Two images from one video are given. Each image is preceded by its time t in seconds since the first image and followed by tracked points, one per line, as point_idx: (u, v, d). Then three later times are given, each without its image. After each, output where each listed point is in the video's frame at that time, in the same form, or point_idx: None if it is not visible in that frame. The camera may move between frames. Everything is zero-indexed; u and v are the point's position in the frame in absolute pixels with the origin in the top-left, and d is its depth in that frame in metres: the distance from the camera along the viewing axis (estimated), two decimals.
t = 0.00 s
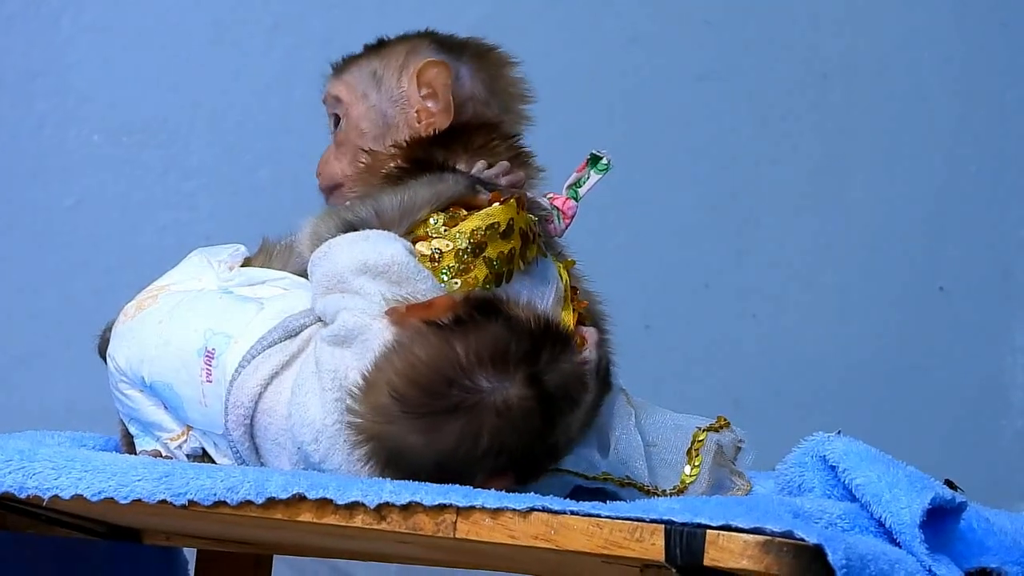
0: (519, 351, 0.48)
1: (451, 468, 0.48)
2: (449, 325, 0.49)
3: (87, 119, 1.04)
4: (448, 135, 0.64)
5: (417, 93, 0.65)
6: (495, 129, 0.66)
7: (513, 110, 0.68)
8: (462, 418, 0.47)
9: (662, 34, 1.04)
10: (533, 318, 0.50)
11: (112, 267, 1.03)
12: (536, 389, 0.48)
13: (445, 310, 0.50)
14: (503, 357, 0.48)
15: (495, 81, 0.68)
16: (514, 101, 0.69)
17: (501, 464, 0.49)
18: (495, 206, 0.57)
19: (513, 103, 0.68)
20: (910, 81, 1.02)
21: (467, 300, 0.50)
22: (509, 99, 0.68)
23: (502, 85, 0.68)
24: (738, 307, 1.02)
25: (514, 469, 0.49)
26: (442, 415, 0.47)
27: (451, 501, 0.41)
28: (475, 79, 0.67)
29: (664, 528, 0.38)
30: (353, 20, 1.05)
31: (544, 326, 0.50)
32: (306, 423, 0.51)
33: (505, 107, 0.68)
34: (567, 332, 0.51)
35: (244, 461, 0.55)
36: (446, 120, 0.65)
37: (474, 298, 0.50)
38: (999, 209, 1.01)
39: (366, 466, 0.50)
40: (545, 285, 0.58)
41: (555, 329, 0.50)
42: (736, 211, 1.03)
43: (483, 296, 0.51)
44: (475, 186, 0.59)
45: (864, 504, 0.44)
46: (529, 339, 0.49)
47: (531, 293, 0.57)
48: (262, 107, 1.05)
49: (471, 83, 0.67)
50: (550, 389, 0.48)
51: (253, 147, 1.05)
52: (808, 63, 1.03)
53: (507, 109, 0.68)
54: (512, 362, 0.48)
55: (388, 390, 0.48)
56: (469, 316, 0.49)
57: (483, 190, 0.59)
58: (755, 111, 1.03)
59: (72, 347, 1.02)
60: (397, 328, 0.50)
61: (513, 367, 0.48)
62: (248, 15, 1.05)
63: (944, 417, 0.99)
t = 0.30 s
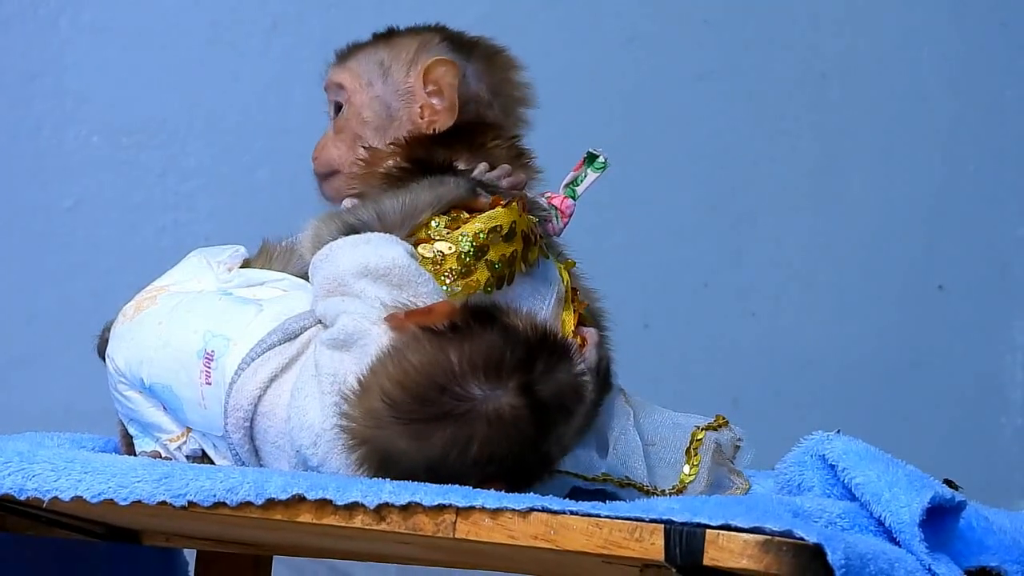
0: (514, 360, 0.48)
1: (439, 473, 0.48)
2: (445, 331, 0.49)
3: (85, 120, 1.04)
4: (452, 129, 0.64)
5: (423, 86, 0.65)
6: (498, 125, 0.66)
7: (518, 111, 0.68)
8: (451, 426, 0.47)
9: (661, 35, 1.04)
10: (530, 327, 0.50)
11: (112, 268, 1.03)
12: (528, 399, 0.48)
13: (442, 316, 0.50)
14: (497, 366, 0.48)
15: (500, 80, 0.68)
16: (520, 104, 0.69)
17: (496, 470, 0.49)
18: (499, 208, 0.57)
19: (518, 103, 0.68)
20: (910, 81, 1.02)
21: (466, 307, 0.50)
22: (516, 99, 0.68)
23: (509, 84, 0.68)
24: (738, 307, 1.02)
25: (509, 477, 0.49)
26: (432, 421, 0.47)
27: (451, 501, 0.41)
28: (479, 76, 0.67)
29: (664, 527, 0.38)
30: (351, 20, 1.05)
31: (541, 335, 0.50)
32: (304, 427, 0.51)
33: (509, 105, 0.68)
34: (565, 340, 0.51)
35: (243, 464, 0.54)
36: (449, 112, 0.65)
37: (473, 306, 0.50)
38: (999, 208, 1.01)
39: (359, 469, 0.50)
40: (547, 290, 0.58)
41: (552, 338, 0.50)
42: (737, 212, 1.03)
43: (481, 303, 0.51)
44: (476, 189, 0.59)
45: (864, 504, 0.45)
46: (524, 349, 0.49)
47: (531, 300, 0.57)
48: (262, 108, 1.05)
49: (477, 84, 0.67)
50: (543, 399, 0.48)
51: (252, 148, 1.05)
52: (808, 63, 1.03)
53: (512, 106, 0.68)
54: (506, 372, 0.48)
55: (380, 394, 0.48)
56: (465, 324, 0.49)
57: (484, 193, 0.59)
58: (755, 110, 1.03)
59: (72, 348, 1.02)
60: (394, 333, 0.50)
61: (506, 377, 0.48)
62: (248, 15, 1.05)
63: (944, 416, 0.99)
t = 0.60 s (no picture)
0: (510, 369, 0.48)
1: (430, 479, 0.49)
2: (444, 338, 0.49)
3: (86, 119, 1.04)
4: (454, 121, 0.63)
5: (419, 76, 0.64)
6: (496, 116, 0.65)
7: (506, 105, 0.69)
8: (445, 432, 0.48)
9: (661, 35, 1.04)
10: (529, 337, 0.50)
11: (113, 267, 1.03)
12: (523, 409, 0.48)
13: (442, 323, 0.50)
14: (493, 375, 0.48)
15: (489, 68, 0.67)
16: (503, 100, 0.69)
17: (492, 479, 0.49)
18: (499, 207, 0.56)
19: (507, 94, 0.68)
20: (910, 81, 1.02)
21: (466, 315, 0.50)
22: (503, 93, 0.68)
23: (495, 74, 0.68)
24: (738, 307, 1.02)
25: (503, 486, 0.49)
26: (425, 427, 0.48)
27: (452, 501, 0.41)
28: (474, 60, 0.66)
29: (665, 528, 0.38)
30: (354, 20, 1.04)
31: (540, 346, 0.50)
32: (304, 430, 0.51)
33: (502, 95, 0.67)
34: (566, 352, 0.51)
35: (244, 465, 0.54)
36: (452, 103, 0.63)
37: (474, 314, 0.50)
38: (1000, 209, 1.01)
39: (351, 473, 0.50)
40: (547, 287, 0.58)
41: (551, 349, 0.50)
42: (737, 212, 1.03)
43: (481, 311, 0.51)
44: (474, 188, 0.58)
45: (865, 504, 0.45)
46: (522, 359, 0.48)
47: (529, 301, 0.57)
48: (262, 107, 1.05)
49: (426, 55, 0.65)
50: (538, 410, 0.48)
51: (253, 147, 1.05)
52: (809, 63, 1.03)
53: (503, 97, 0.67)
54: (501, 381, 0.48)
55: (376, 397, 0.48)
56: (464, 331, 0.49)
57: (483, 190, 0.59)
58: (755, 111, 1.03)
59: (73, 347, 1.02)
60: (392, 338, 0.50)
61: (502, 386, 0.48)
62: (248, 14, 1.05)
63: (944, 416, 0.99)
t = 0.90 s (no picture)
0: (506, 377, 0.48)
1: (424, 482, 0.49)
2: (440, 343, 0.49)
3: (87, 117, 1.04)
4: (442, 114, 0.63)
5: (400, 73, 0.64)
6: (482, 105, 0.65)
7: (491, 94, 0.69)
8: (438, 438, 0.48)
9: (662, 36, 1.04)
10: (526, 344, 0.50)
11: (113, 265, 1.03)
12: (517, 418, 0.48)
13: (439, 326, 0.50)
14: (489, 382, 0.48)
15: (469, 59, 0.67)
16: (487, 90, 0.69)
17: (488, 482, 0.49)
18: (494, 206, 0.57)
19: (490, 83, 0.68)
20: (911, 83, 1.02)
21: (463, 319, 0.50)
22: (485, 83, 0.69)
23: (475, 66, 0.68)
24: (738, 308, 1.02)
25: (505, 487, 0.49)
26: (420, 432, 0.48)
27: (452, 500, 0.41)
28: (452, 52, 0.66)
29: (664, 529, 0.38)
30: (354, 18, 1.04)
31: (536, 354, 0.50)
32: (303, 432, 0.51)
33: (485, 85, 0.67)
34: (562, 358, 0.51)
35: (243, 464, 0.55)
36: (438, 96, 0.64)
37: (471, 318, 0.50)
38: (1000, 211, 1.01)
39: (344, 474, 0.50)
40: (545, 284, 0.58)
41: (547, 356, 0.50)
42: (737, 213, 1.03)
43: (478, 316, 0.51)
44: (469, 186, 0.59)
45: (864, 506, 0.44)
46: (517, 366, 0.49)
47: (526, 301, 0.57)
48: (263, 105, 1.05)
49: (403, 53, 0.65)
50: (533, 418, 0.48)
51: (253, 145, 1.05)
52: (809, 66, 1.03)
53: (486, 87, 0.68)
54: (496, 389, 0.48)
55: (371, 401, 0.48)
56: (460, 337, 0.49)
57: (477, 188, 0.59)
58: (755, 112, 1.03)
59: (73, 346, 1.02)
60: (389, 341, 0.50)
61: (497, 394, 0.48)
62: (249, 12, 1.05)
63: (944, 418, 0.99)
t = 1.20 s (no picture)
0: (502, 382, 0.48)
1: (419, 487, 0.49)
2: (437, 348, 0.49)
3: (87, 118, 1.04)
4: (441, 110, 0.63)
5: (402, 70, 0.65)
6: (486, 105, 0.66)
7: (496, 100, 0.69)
8: (433, 442, 0.48)
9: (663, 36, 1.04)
10: (523, 351, 0.49)
11: (113, 266, 1.03)
12: (512, 424, 0.47)
13: (437, 332, 0.50)
14: (484, 387, 0.47)
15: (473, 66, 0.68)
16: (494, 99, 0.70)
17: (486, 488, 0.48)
18: (490, 205, 0.57)
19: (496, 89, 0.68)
20: (911, 84, 1.02)
21: (460, 325, 0.50)
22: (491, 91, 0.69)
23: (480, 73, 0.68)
24: (737, 309, 1.02)
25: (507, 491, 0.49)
26: (414, 436, 0.48)
27: (452, 502, 0.41)
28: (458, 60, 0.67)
29: (665, 530, 0.38)
30: (354, 19, 1.04)
31: (532, 360, 0.49)
32: (302, 435, 0.51)
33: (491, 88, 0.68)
34: (561, 365, 0.50)
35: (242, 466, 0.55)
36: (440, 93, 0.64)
37: (468, 323, 0.50)
38: (1000, 212, 1.01)
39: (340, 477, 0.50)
40: (541, 282, 0.59)
41: (545, 363, 0.50)
42: (736, 213, 1.03)
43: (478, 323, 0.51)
44: (464, 186, 0.59)
45: (864, 508, 0.44)
46: (513, 372, 0.48)
47: (525, 301, 0.57)
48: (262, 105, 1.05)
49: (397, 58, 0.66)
50: (528, 424, 0.48)
51: (253, 146, 1.05)
52: (809, 66, 1.03)
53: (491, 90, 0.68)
54: (491, 394, 0.47)
55: (366, 405, 0.48)
56: (457, 342, 0.49)
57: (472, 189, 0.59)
58: (755, 113, 1.03)
59: (73, 346, 1.02)
60: (386, 345, 0.50)
61: (492, 400, 0.47)
62: (249, 12, 1.05)
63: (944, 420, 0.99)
